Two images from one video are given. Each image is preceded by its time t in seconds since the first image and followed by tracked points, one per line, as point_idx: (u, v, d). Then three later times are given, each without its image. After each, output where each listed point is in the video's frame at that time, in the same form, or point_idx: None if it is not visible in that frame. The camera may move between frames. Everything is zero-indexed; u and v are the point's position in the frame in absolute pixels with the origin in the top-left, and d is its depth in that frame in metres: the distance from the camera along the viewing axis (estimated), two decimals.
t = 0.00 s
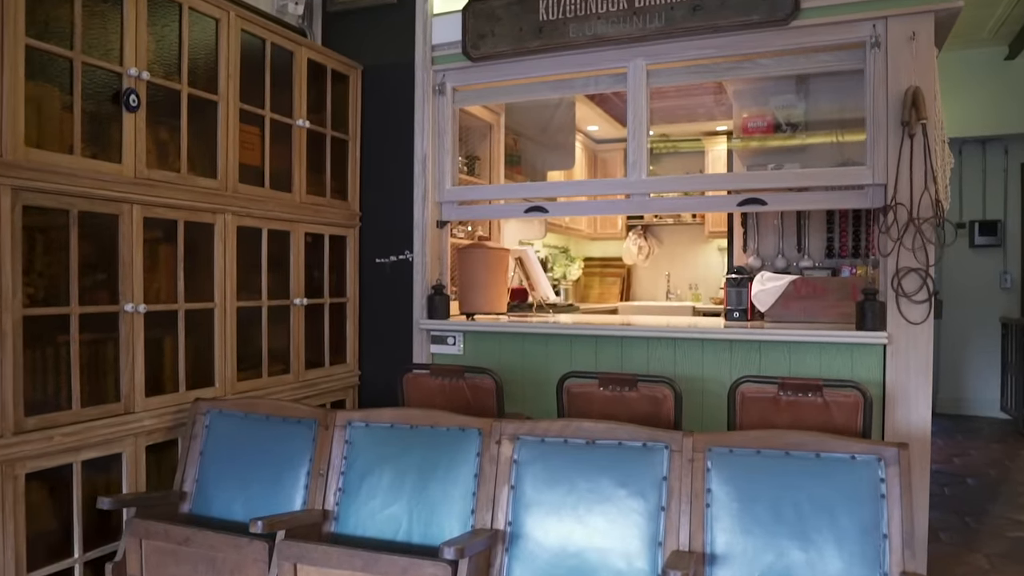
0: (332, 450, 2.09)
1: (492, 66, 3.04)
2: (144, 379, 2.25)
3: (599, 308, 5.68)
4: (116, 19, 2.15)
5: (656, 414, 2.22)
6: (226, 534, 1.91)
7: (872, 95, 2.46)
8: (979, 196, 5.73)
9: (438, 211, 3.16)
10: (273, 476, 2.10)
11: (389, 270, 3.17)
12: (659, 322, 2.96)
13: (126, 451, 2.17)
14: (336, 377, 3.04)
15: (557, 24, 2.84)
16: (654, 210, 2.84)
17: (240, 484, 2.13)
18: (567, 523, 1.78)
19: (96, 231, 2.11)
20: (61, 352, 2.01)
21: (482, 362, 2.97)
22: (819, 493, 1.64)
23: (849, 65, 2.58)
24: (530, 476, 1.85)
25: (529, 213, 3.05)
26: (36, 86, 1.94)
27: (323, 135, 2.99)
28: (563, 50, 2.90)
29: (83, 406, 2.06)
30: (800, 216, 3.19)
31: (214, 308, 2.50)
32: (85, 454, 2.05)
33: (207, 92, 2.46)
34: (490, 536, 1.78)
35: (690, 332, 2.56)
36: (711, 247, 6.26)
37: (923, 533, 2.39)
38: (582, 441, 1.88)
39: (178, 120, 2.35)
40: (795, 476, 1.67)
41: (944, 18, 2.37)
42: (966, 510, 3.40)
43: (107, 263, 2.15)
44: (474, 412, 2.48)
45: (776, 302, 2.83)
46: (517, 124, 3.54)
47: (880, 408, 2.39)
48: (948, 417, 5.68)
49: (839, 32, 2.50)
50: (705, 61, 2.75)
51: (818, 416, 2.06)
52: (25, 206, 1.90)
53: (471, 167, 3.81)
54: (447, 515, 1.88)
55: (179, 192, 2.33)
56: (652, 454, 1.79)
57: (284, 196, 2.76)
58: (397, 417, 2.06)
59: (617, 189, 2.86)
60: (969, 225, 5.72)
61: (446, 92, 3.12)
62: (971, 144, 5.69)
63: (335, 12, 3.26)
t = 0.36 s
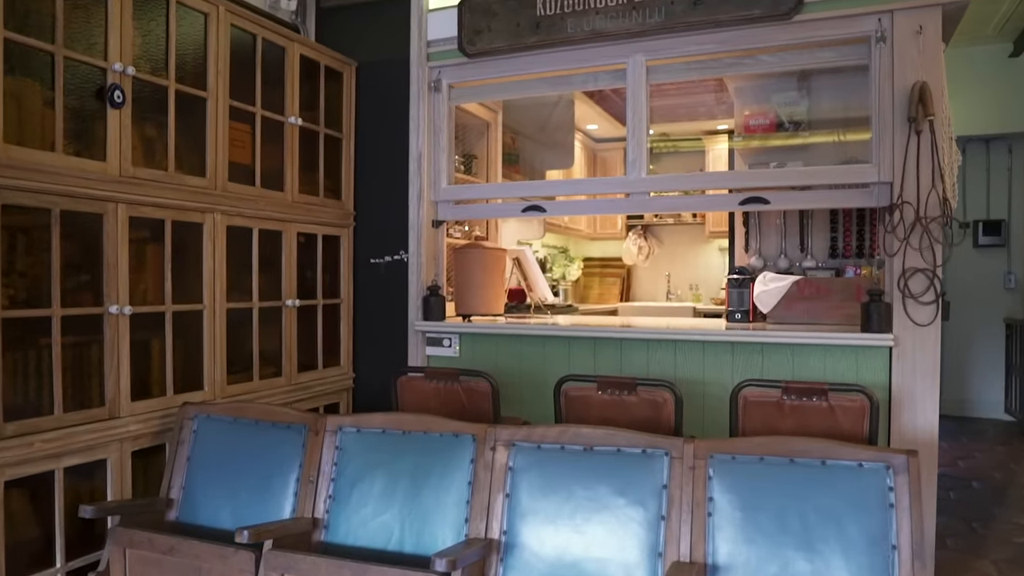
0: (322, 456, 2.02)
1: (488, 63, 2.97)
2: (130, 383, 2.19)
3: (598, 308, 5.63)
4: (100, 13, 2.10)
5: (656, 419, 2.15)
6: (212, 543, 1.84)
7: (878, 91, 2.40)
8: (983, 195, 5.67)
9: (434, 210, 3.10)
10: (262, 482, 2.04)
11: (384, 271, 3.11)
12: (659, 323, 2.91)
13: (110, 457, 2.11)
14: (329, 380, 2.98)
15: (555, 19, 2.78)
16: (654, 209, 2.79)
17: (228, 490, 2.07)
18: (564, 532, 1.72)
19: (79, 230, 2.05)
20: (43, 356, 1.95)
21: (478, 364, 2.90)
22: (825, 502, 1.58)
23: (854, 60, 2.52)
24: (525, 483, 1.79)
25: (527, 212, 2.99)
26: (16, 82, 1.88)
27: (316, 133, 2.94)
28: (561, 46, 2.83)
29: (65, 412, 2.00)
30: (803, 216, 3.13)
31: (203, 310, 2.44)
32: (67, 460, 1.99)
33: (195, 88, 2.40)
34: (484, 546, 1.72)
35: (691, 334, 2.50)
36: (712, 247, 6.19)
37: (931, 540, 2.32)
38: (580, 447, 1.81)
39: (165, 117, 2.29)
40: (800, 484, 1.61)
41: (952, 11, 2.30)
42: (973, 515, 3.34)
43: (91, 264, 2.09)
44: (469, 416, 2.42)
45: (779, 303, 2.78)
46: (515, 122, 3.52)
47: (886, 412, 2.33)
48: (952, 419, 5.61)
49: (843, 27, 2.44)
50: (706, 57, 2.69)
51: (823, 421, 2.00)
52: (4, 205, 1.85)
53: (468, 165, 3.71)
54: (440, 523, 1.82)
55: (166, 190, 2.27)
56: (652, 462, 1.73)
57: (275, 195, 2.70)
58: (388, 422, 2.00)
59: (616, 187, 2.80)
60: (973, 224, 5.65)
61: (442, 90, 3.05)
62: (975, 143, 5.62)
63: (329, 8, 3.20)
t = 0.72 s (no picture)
0: (311, 460, 1.97)
1: (484, 59, 2.92)
2: (114, 386, 2.13)
3: (597, 308, 5.58)
4: (83, 6, 2.04)
5: (655, 422, 2.10)
6: (196, 552, 1.78)
7: (882, 87, 2.34)
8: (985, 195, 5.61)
9: (429, 209, 3.04)
10: (249, 488, 1.98)
11: (378, 270, 3.05)
12: (658, 324, 2.85)
13: (93, 462, 2.05)
14: (322, 383, 2.92)
15: (551, 14, 2.73)
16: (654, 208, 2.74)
17: (215, 497, 2.02)
18: (560, 541, 1.66)
19: (61, 229, 1.99)
20: (23, 357, 1.89)
21: (474, 366, 2.85)
22: (830, 511, 1.52)
23: (858, 55, 2.46)
24: (520, 490, 1.73)
25: (523, 210, 2.92)
26: None
27: (308, 130, 2.88)
28: (558, 41, 2.78)
29: (46, 415, 1.94)
30: (805, 214, 3.07)
31: (190, 311, 2.38)
32: (48, 465, 1.93)
33: (183, 84, 2.34)
34: (477, 555, 1.66)
35: (691, 336, 2.44)
36: (712, 247, 6.13)
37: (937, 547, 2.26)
38: (576, 453, 1.75)
39: (152, 113, 2.24)
40: (804, 492, 1.55)
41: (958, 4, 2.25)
42: (979, 520, 3.28)
43: (74, 263, 2.03)
44: (463, 419, 2.36)
45: (781, 304, 2.73)
46: (513, 120, 3.47)
47: (890, 416, 2.28)
48: (955, 421, 5.55)
49: (847, 20, 2.38)
50: (706, 52, 2.63)
51: (826, 426, 1.94)
52: None
53: (464, 163, 3.68)
54: (431, 532, 1.76)
55: (152, 188, 2.21)
56: (650, 468, 1.67)
57: (266, 194, 2.65)
58: (379, 426, 1.94)
59: (615, 185, 2.74)
60: (976, 224, 5.59)
61: (437, 86, 2.99)
62: (978, 142, 5.56)
63: (322, 3, 3.15)
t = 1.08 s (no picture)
0: (300, 464, 1.91)
1: (480, 53, 2.86)
2: (98, 388, 2.07)
3: (596, 308, 5.52)
4: None
5: (655, 424, 2.04)
6: (179, 559, 1.72)
7: (889, 80, 2.28)
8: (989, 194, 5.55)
9: (424, 206, 2.98)
10: (236, 493, 1.92)
11: (372, 269, 2.99)
12: (658, 324, 2.79)
13: (75, 466, 1.99)
14: (315, 384, 2.86)
15: (549, 6, 2.66)
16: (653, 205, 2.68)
17: (201, 502, 1.96)
18: (555, 549, 1.59)
19: (42, 226, 1.93)
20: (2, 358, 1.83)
21: (470, 367, 2.79)
22: (837, 519, 1.45)
23: (862, 48, 2.40)
24: (514, 496, 1.67)
25: (520, 208, 2.86)
26: None
27: (300, 126, 2.82)
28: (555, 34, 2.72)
29: (26, 418, 1.88)
30: (808, 212, 3.00)
31: (178, 310, 2.32)
32: (28, 469, 1.87)
33: (170, 77, 2.28)
34: (470, 564, 1.60)
35: (691, 336, 2.38)
36: (713, 246, 6.07)
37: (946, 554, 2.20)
38: (572, 457, 1.69)
39: (137, 107, 2.17)
40: (809, 498, 1.49)
41: None
42: (985, 524, 3.22)
43: (55, 261, 1.97)
44: (458, 421, 2.30)
45: (783, 303, 2.67)
46: (511, 118, 3.42)
47: (896, 419, 2.22)
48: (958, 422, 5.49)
49: (852, 12, 2.32)
50: (707, 45, 2.57)
51: (831, 429, 1.88)
52: None
53: (461, 160, 3.60)
54: (422, 539, 1.70)
55: (138, 184, 2.15)
56: (650, 474, 1.61)
57: (256, 191, 2.59)
58: (369, 429, 1.88)
59: (614, 182, 2.68)
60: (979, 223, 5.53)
61: (432, 81, 2.94)
62: (981, 140, 5.50)
63: None
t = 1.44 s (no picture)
0: (287, 468, 1.84)
1: (476, 45, 2.79)
2: (80, 389, 2.00)
3: (596, 308, 5.46)
4: None
5: (655, 427, 1.97)
6: (161, 567, 1.66)
7: (896, 72, 2.22)
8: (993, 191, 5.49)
9: (419, 203, 2.91)
10: (221, 498, 1.85)
11: (365, 267, 2.92)
12: (658, 323, 2.73)
13: (56, 470, 1.93)
14: (307, 385, 2.80)
15: None
16: (653, 201, 2.61)
17: (185, 507, 1.89)
18: (551, 558, 1.53)
19: (21, 221, 1.86)
20: None
21: (466, 367, 2.72)
22: (846, 526, 1.39)
23: (868, 39, 2.34)
24: (509, 502, 1.61)
25: (517, 204, 2.80)
26: None
27: (292, 121, 2.75)
28: (552, 27, 2.65)
29: (4, 420, 1.81)
30: (812, 209, 2.94)
31: (164, 309, 2.25)
32: (6, 473, 1.80)
33: (156, 69, 2.21)
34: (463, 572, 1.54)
35: (692, 335, 2.31)
36: (714, 245, 6.00)
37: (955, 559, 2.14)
38: (569, 461, 1.63)
39: (122, 99, 2.11)
40: (817, 505, 1.42)
41: None
42: (992, 528, 3.15)
43: (35, 257, 1.90)
44: (453, 423, 2.24)
45: (787, 302, 2.61)
46: (509, 115, 3.35)
47: (904, 421, 2.15)
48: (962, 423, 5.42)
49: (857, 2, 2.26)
50: (708, 37, 2.51)
51: (837, 432, 1.82)
52: None
53: (457, 157, 3.55)
54: (413, 546, 1.64)
55: (122, 178, 2.08)
56: (650, 479, 1.55)
57: (246, 186, 2.52)
58: (359, 432, 1.82)
59: (613, 178, 2.62)
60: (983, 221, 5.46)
61: (428, 74, 2.87)
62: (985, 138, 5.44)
63: None
